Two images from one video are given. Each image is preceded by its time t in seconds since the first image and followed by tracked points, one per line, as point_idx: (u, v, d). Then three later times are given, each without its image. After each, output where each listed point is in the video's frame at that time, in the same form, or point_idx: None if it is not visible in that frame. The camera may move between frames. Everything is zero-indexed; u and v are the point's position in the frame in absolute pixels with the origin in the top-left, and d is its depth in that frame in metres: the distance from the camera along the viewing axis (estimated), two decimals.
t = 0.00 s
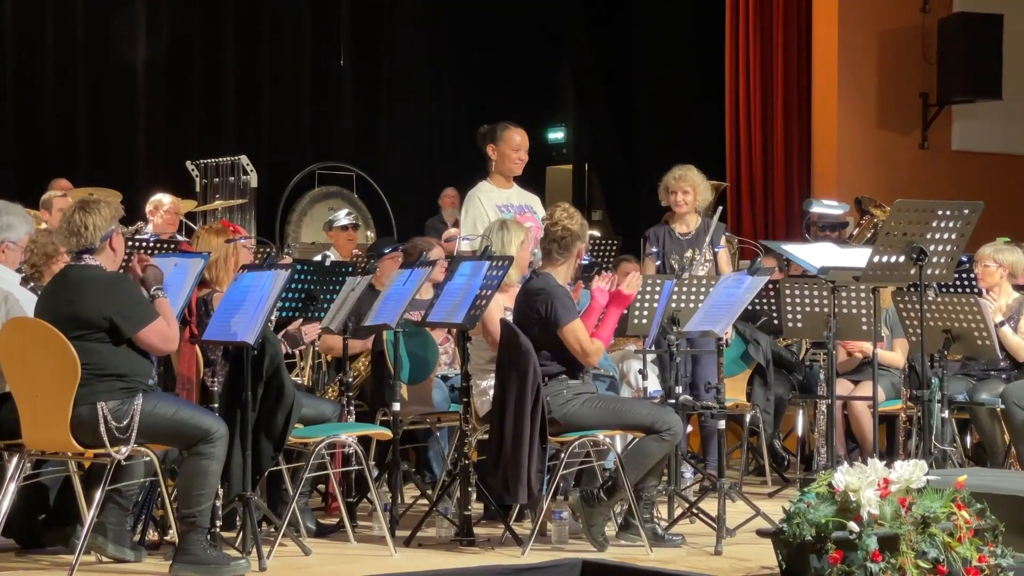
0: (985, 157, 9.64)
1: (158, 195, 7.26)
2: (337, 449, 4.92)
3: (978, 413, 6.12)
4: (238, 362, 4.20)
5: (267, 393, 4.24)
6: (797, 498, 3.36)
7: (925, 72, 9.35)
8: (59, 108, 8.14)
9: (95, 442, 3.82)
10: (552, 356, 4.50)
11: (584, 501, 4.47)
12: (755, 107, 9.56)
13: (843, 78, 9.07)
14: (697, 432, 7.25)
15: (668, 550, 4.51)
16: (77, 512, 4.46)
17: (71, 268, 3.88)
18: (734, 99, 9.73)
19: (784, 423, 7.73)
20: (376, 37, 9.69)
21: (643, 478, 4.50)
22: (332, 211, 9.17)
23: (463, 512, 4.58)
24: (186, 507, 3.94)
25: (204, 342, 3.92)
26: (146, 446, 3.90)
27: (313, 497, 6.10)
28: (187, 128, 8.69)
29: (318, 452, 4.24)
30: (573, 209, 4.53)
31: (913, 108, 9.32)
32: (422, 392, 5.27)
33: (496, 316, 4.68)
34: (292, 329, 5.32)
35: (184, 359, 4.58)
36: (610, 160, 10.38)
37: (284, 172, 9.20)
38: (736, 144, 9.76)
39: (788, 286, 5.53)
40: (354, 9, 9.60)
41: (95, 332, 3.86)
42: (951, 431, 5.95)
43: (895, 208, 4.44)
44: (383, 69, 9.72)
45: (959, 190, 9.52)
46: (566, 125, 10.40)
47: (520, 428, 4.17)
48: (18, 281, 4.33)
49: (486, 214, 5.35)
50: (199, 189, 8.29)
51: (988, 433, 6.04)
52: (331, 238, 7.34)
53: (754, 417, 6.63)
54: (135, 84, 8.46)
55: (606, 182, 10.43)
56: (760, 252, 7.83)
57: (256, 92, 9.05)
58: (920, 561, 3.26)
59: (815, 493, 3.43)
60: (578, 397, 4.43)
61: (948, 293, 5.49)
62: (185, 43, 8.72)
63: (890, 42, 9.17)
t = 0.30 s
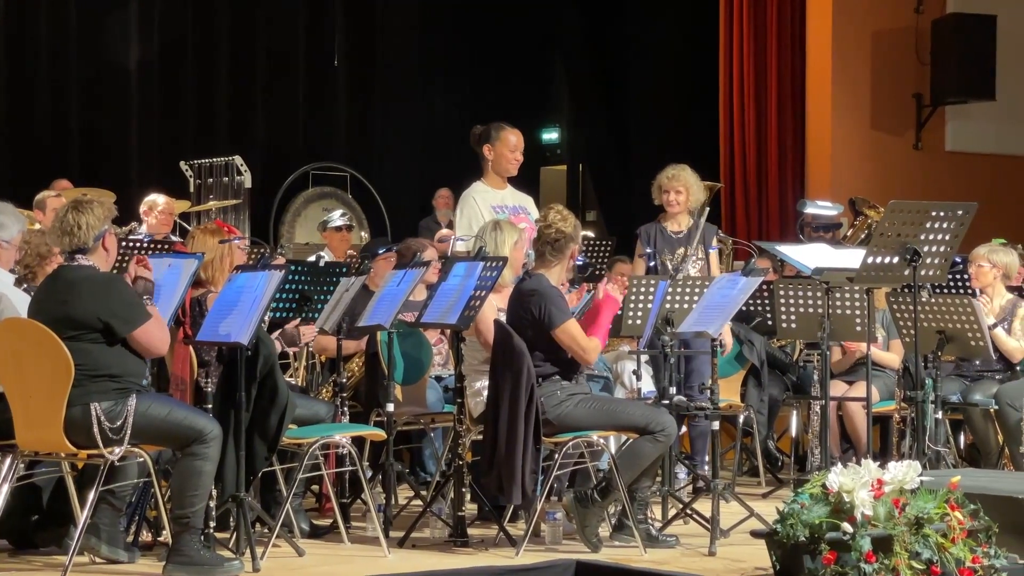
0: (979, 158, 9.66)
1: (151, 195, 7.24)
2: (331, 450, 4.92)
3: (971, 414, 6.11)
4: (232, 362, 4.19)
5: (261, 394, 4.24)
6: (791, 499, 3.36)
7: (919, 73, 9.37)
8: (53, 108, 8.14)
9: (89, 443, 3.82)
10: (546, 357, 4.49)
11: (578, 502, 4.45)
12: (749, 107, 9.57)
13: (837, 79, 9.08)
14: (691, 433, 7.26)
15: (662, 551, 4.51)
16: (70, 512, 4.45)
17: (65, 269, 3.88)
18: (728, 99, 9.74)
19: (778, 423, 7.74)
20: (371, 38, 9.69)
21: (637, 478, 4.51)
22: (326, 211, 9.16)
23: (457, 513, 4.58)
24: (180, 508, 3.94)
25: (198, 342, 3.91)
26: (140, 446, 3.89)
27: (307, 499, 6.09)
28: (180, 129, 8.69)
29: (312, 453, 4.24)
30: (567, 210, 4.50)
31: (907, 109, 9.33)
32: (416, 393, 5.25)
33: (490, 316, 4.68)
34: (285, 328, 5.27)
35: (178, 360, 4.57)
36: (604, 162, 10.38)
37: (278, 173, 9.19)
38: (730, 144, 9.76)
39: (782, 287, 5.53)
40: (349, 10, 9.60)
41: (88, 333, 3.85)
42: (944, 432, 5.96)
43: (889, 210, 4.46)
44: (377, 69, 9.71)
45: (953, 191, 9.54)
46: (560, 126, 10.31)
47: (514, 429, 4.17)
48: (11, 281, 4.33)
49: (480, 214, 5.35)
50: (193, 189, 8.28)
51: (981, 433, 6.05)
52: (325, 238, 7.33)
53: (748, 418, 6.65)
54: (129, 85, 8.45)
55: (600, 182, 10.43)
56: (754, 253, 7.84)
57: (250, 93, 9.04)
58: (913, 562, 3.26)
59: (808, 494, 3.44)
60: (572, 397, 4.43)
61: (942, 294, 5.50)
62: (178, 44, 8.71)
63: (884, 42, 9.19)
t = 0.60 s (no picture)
0: (972, 160, 9.68)
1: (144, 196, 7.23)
2: (324, 451, 4.92)
3: (965, 414, 6.12)
4: (225, 363, 4.18)
5: (255, 394, 4.23)
6: (784, 499, 3.36)
7: (913, 74, 9.39)
8: (46, 109, 8.12)
9: (82, 444, 3.81)
10: (540, 358, 4.50)
11: (570, 502, 4.47)
12: (743, 108, 9.58)
13: (831, 79, 9.09)
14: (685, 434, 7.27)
15: (656, 552, 4.51)
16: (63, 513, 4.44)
17: (57, 270, 3.87)
18: (722, 100, 9.76)
19: (772, 425, 7.74)
20: (365, 39, 9.68)
21: (630, 480, 4.51)
22: (320, 212, 9.15)
23: (451, 514, 4.58)
24: (173, 509, 3.93)
25: (191, 343, 3.91)
26: (133, 448, 3.89)
27: (300, 500, 6.08)
28: (174, 130, 8.67)
29: (305, 454, 4.23)
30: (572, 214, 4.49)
31: (901, 110, 9.35)
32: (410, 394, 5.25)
33: (484, 318, 4.68)
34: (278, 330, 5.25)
35: (171, 361, 4.56)
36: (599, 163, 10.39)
37: (271, 173, 9.18)
38: (724, 145, 9.78)
39: (775, 288, 5.54)
40: (342, 10, 9.59)
41: (81, 333, 3.85)
42: (937, 433, 5.98)
43: (882, 211, 4.46)
44: (371, 70, 9.70)
45: (946, 192, 9.56)
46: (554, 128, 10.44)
47: (507, 430, 4.17)
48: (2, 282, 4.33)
49: (474, 215, 5.35)
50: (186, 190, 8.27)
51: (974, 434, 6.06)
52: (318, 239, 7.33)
53: (741, 419, 6.66)
54: (123, 85, 8.44)
55: (594, 183, 10.44)
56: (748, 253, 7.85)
57: (244, 93, 9.03)
58: (907, 562, 3.27)
59: (802, 495, 3.44)
60: (566, 398, 4.43)
61: (936, 295, 5.51)
62: (172, 44, 8.70)
63: (877, 44, 9.20)
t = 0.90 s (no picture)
0: (964, 161, 9.70)
1: (137, 197, 7.22)
2: (317, 452, 4.92)
3: (957, 415, 6.14)
4: (218, 364, 4.18)
5: (247, 396, 4.23)
6: (777, 501, 3.37)
7: (905, 76, 9.40)
8: (38, 111, 8.11)
9: (74, 445, 3.81)
10: (533, 359, 4.50)
11: (563, 504, 4.46)
12: (736, 109, 9.59)
13: (824, 81, 9.10)
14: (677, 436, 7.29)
15: (648, 554, 4.51)
16: (55, 515, 4.43)
17: (50, 271, 3.86)
18: (715, 101, 9.78)
19: (764, 426, 7.75)
20: (358, 40, 9.68)
21: (623, 481, 4.52)
22: (313, 214, 9.15)
23: (444, 516, 4.58)
24: (165, 511, 3.93)
25: (184, 345, 3.90)
26: (125, 449, 3.88)
27: (293, 501, 6.08)
28: (167, 131, 8.66)
29: (298, 455, 4.23)
30: (568, 217, 4.53)
31: (893, 112, 9.36)
32: (404, 396, 5.25)
33: (477, 319, 4.68)
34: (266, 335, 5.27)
35: (164, 362, 4.54)
36: (591, 165, 10.40)
37: (265, 175, 9.17)
38: (717, 146, 9.79)
39: (768, 290, 5.56)
40: (336, 11, 9.58)
41: (73, 335, 3.84)
42: (930, 434, 6.00)
43: (875, 213, 4.46)
44: (364, 71, 9.69)
45: (938, 194, 9.58)
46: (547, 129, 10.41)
47: (500, 431, 4.17)
48: None
49: (467, 216, 5.36)
50: (179, 191, 8.26)
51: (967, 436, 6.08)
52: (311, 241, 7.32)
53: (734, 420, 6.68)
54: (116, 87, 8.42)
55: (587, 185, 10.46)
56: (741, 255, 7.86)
57: (237, 94, 9.02)
58: (899, 564, 3.28)
59: (794, 496, 3.45)
60: (559, 399, 4.43)
61: (928, 297, 5.52)
62: (165, 46, 8.69)
63: (870, 46, 9.22)
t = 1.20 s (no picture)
0: (956, 164, 9.73)
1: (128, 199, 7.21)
2: (309, 455, 4.92)
3: (948, 418, 6.16)
4: (210, 366, 4.17)
5: (239, 398, 4.22)
6: (768, 503, 3.38)
7: (897, 79, 9.42)
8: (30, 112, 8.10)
9: (66, 447, 3.80)
10: (525, 361, 4.49)
11: (555, 506, 4.46)
12: (728, 111, 9.61)
13: (815, 83, 9.12)
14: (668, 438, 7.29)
15: (640, 556, 4.52)
16: (47, 517, 4.42)
17: (41, 273, 3.86)
18: (707, 103, 9.80)
19: (756, 428, 7.76)
20: (350, 42, 9.67)
21: (615, 483, 4.52)
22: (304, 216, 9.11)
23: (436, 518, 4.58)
24: (157, 513, 3.92)
25: (176, 347, 3.90)
26: (117, 451, 3.87)
27: (285, 503, 6.07)
28: (159, 132, 8.65)
29: (289, 457, 4.23)
30: (540, 217, 4.48)
31: (885, 114, 9.38)
32: (395, 398, 5.28)
33: (469, 321, 4.67)
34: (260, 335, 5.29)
35: (155, 363, 4.55)
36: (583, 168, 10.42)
37: (257, 176, 9.16)
38: (709, 148, 9.81)
39: (760, 292, 5.56)
40: (328, 13, 9.57)
41: (64, 337, 3.84)
42: (921, 437, 6.02)
43: (866, 216, 4.46)
44: (356, 73, 9.68)
45: (930, 196, 9.60)
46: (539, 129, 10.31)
47: (492, 433, 4.17)
48: None
49: (459, 218, 5.36)
50: (171, 193, 8.25)
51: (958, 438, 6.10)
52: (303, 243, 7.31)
53: (726, 422, 6.69)
54: (107, 88, 8.42)
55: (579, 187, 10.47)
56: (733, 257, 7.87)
57: (230, 96, 9.01)
58: (890, 566, 3.28)
59: (785, 498, 3.45)
60: (550, 402, 4.44)
61: (919, 299, 5.53)
62: (157, 47, 8.68)
63: (862, 48, 9.23)
